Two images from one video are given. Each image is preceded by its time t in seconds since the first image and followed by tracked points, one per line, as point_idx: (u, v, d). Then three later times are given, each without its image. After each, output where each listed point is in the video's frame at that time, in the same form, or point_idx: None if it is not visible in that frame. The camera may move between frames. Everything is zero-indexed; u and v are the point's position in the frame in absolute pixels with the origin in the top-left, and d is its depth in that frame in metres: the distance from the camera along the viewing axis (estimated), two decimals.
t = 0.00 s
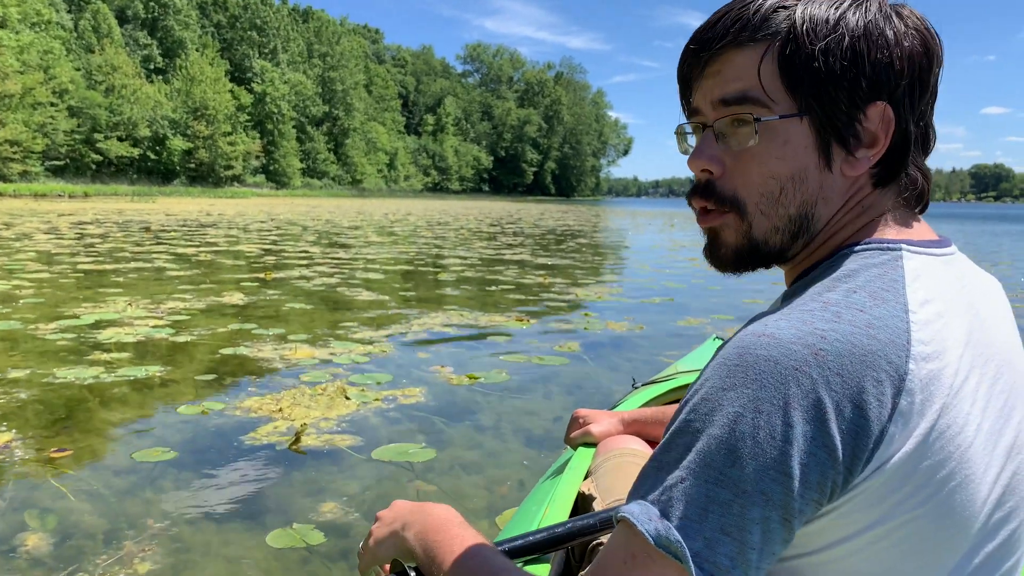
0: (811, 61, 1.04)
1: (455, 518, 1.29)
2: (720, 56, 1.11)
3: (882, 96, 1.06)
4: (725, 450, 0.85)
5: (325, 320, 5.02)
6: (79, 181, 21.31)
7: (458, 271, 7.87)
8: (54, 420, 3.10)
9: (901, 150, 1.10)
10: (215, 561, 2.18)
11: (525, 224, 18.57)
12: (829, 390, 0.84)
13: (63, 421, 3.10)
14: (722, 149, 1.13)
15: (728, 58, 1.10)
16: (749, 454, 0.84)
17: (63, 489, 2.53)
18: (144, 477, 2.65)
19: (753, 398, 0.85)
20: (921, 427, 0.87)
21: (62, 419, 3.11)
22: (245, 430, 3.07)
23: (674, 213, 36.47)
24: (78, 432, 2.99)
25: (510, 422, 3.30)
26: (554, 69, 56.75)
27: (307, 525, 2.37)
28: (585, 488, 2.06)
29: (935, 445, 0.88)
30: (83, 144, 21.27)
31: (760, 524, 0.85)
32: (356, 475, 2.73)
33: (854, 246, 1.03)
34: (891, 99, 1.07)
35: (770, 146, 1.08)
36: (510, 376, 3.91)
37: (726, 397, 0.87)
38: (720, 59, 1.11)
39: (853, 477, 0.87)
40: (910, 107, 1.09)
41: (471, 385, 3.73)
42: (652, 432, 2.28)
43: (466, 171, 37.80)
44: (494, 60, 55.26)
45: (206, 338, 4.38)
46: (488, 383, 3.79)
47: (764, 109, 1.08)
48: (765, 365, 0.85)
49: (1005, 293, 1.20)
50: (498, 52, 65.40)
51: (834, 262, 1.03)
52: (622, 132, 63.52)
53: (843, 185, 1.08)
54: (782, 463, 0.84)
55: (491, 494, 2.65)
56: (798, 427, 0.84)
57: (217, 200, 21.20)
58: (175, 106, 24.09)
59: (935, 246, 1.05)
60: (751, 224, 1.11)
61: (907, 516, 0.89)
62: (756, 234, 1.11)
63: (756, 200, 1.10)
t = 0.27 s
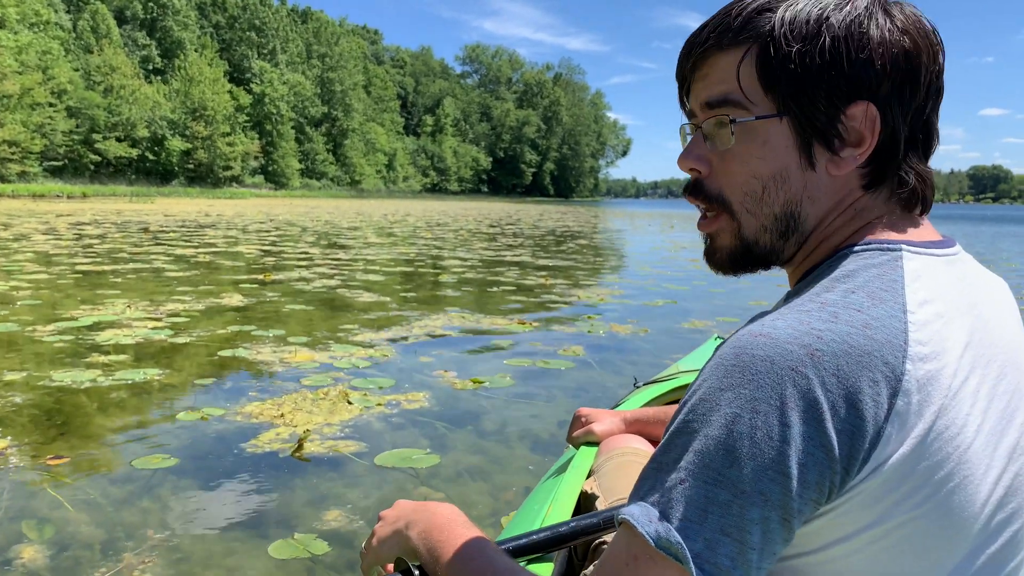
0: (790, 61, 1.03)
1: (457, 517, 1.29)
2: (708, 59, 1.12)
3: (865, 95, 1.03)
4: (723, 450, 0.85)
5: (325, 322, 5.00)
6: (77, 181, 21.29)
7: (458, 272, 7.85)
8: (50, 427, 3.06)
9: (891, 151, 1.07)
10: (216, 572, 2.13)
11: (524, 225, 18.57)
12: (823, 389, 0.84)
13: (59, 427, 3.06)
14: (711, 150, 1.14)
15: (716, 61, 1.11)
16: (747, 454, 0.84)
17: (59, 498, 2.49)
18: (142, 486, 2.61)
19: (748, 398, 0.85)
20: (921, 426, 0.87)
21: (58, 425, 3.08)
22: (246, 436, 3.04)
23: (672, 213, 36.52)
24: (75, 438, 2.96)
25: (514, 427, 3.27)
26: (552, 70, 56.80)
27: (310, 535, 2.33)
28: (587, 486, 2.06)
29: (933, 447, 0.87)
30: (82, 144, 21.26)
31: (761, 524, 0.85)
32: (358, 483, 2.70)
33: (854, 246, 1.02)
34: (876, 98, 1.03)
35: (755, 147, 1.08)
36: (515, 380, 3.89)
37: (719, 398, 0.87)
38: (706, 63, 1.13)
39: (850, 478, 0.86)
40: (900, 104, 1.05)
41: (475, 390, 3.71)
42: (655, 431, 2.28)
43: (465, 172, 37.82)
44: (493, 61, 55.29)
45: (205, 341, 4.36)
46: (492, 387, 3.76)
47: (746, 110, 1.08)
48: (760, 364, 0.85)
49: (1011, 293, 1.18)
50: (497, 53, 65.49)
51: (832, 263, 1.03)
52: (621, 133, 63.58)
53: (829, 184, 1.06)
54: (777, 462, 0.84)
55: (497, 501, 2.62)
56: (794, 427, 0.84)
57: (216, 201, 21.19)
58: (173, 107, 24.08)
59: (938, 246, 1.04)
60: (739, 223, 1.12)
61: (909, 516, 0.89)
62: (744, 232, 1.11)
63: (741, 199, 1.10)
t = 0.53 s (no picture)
0: (746, 65, 1.04)
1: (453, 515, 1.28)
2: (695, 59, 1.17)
3: (807, 103, 0.99)
4: (709, 446, 0.88)
5: (326, 326, 4.99)
6: (77, 184, 21.29)
7: (459, 274, 7.85)
8: (47, 433, 3.04)
9: (843, 163, 1.01)
10: None
11: (525, 226, 18.56)
12: (805, 386, 0.86)
13: (56, 433, 3.05)
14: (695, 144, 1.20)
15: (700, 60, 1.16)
16: (732, 450, 0.87)
17: (55, 508, 2.47)
18: (140, 494, 2.59)
19: (733, 394, 0.88)
20: (905, 426, 0.89)
21: (55, 432, 3.06)
22: (246, 443, 3.02)
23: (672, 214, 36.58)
24: (72, 446, 2.93)
25: (519, 432, 3.25)
26: (552, 71, 56.86)
27: (312, 543, 2.31)
28: (585, 485, 2.06)
29: (923, 448, 0.90)
30: (81, 147, 21.27)
31: (747, 519, 0.88)
32: (360, 489, 2.68)
33: (852, 244, 1.02)
34: (818, 105, 0.98)
35: (721, 145, 1.12)
36: (519, 384, 3.87)
37: (702, 393, 0.90)
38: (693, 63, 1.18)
39: (832, 476, 0.89)
40: (855, 115, 0.98)
41: (479, 394, 3.69)
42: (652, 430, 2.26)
43: (465, 173, 37.84)
44: (492, 63, 55.34)
45: (204, 344, 4.36)
46: (496, 391, 3.75)
47: (714, 110, 1.12)
48: (746, 360, 0.88)
49: (1019, 293, 1.19)
50: (496, 55, 65.53)
51: (824, 263, 1.03)
52: (620, 134, 63.61)
53: (788, 187, 1.05)
54: (760, 456, 0.87)
55: (500, 507, 2.60)
56: (778, 423, 0.87)
57: (216, 203, 21.18)
58: (173, 109, 24.07)
59: (939, 251, 1.02)
60: (715, 215, 1.17)
61: (895, 515, 0.92)
62: (719, 224, 1.17)
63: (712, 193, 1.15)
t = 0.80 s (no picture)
0: (755, 63, 1.04)
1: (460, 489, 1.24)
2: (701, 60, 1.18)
3: (815, 95, 0.98)
4: (712, 451, 0.87)
5: (327, 329, 4.98)
6: (77, 188, 21.30)
7: (461, 276, 7.84)
8: (45, 441, 3.02)
9: (849, 159, 1.01)
10: None
11: (526, 227, 18.56)
12: (809, 392, 0.86)
13: (54, 441, 3.03)
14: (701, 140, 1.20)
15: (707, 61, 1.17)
16: (735, 455, 0.87)
17: (51, 518, 2.44)
18: (138, 504, 2.56)
19: (736, 400, 0.87)
20: (910, 429, 0.88)
21: (52, 439, 3.04)
22: (247, 450, 3.00)
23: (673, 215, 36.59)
24: (70, 454, 2.91)
25: (524, 436, 3.23)
26: (551, 72, 56.94)
27: (314, 552, 2.28)
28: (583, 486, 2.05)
29: (928, 451, 0.89)
30: (81, 151, 21.29)
31: (748, 524, 0.88)
32: (363, 498, 2.66)
33: (856, 248, 1.02)
34: (825, 98, 0.98)
35: (729, 141, 1.12)
36: (523, 386, 3.86)
37: (707, 396, 0.89)
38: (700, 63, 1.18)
39: (837, 480, 0.89)
40: (862, 110, 0.97)
41: (483, 397, 3.67)
42: (651, 430, 2.25)
43: (465, 174, 37.86)
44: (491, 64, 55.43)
45: (204, 350, 4.34)
46: (500, 394, 3.73)
47: (723, 107, 1.13)
48: (750, 365, 0.88)
49: (1021, 293, 1.18)
50: (495, 56, 65.61)
51: (828, 267, 1.03)
52: (620, 135, 63.67)
53: (797, 185, 1.06)
54: (762, 459, 0.86)
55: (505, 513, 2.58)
56: (782, 429, 0.86)
57: (216, 206, 21.19)
58: (173, 113, 24.08)
59: (945, 255, 1.01)
60: (721, 213, 1.18)
61: (898, 520, 0.91)
62: (724, 221, 1.18)
63: (719, 191, 1.16)
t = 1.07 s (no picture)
0: (801, 58, 1.06)
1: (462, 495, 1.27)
2: (728, 49, 1.17)
3: (868, 95, 1.04)
4: (718, 442, 0.87)
5: (329, 332, 4.97)
6: (77, 191, 21.33)
7: (463, 277, 7.84)
8: (43, 448, 3.00)
9: (893, 154, 1.07)
10: None
11: (527, 228, 18.55)
12: (818, 385, 0.85)
13: (53, 448, 3.01)
14: (716, 140, 1.18)
15: (735, 51, 1.15)
16: (739, 447, 0.86)
17: (48, 529, 2.41)
18: (137, 514, 2.52)
19: (744, 393, 0.86)
20: (917, 423, 0.88)
21: (51, 446, 3.02)
22: (247, 457, 2.97)
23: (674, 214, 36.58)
24: (68, 461, 2.88)
25: (529, 439, 3.20)
26: (551, 72, 56.95)
27: (318, 565, 2.25)
28: (584, 487, 2.04)
29: (932, 447, 0.89)
30: (81, 154, 21.30)
31: (749, 516, 0.87)
32: (367, 507, 2.62)
33: (863, 245, 1.02)
34: (879, 100, 1.04)
35: (759, 135, 1.12)
36: (527, 389, 3.83)
37: (714, 390, 0.88)
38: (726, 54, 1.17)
39: (844, 474, 0.88)
40: (905, 109, 1.05)
41: (486, 401, 3.64)
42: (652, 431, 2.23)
43: (465, 175, 37.85)
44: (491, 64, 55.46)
45: (205, 354, 4.33)
46: (504, 398, 3.69)
47: (753, 99, 1.13)
48: (759, 359, 0.87)
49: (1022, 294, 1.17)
50: (495, 56, 65.60)
51: (833, 264, 1.03)
52: (620, 134, 63.62)
53: (831, 182, 1.09)
54: (768, 454, 0.86)
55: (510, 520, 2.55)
56: (788, 422, 0.85)
57: (216, 208, 21.19)
58: (172, 115, 24.09)
59: (943, 250, 1.02)
60: (737, 214, 1.17)
61: (900, 517, 0.90)
62: (742, 223, 1.16)
63: (739, 191, 1.15)
